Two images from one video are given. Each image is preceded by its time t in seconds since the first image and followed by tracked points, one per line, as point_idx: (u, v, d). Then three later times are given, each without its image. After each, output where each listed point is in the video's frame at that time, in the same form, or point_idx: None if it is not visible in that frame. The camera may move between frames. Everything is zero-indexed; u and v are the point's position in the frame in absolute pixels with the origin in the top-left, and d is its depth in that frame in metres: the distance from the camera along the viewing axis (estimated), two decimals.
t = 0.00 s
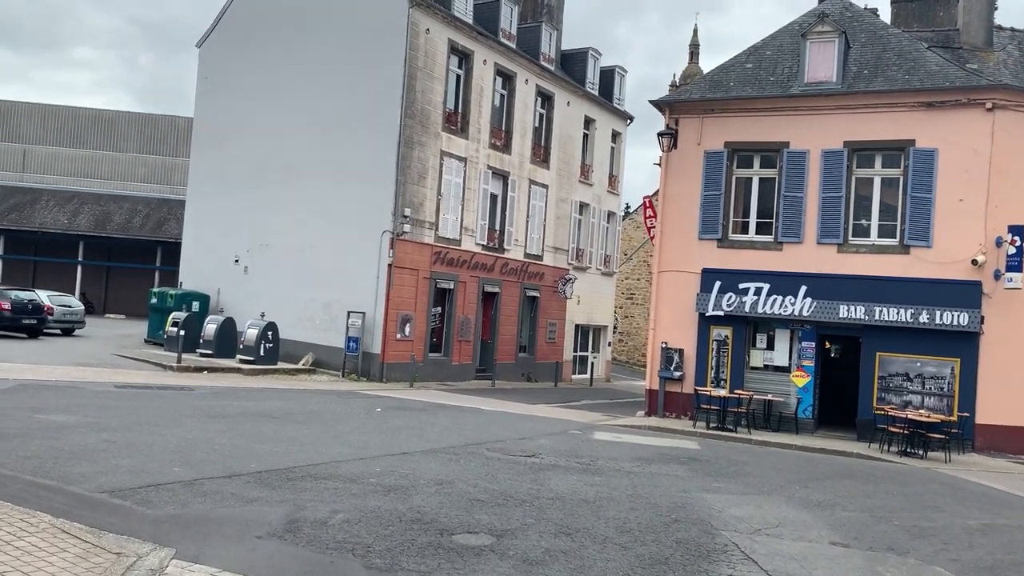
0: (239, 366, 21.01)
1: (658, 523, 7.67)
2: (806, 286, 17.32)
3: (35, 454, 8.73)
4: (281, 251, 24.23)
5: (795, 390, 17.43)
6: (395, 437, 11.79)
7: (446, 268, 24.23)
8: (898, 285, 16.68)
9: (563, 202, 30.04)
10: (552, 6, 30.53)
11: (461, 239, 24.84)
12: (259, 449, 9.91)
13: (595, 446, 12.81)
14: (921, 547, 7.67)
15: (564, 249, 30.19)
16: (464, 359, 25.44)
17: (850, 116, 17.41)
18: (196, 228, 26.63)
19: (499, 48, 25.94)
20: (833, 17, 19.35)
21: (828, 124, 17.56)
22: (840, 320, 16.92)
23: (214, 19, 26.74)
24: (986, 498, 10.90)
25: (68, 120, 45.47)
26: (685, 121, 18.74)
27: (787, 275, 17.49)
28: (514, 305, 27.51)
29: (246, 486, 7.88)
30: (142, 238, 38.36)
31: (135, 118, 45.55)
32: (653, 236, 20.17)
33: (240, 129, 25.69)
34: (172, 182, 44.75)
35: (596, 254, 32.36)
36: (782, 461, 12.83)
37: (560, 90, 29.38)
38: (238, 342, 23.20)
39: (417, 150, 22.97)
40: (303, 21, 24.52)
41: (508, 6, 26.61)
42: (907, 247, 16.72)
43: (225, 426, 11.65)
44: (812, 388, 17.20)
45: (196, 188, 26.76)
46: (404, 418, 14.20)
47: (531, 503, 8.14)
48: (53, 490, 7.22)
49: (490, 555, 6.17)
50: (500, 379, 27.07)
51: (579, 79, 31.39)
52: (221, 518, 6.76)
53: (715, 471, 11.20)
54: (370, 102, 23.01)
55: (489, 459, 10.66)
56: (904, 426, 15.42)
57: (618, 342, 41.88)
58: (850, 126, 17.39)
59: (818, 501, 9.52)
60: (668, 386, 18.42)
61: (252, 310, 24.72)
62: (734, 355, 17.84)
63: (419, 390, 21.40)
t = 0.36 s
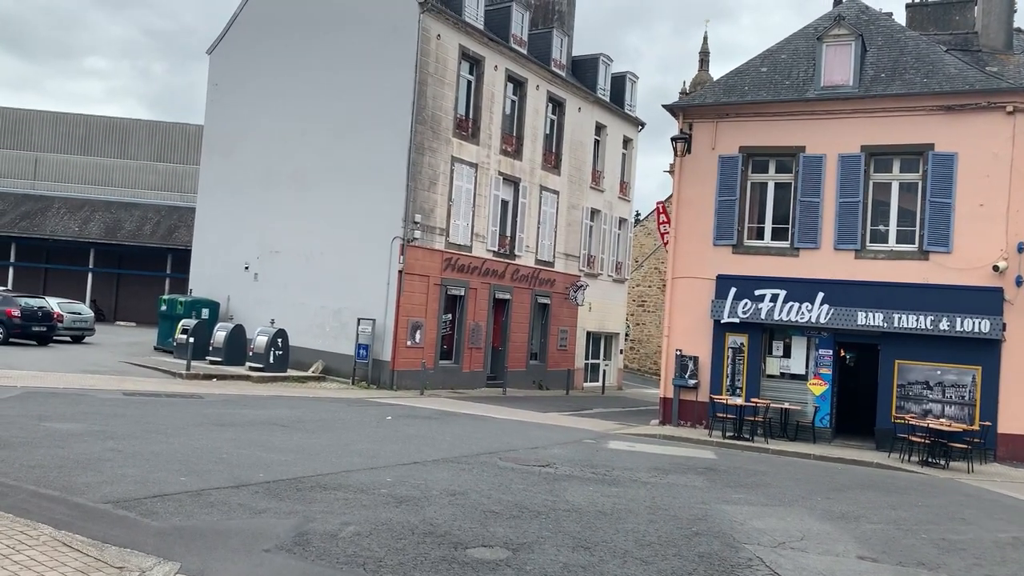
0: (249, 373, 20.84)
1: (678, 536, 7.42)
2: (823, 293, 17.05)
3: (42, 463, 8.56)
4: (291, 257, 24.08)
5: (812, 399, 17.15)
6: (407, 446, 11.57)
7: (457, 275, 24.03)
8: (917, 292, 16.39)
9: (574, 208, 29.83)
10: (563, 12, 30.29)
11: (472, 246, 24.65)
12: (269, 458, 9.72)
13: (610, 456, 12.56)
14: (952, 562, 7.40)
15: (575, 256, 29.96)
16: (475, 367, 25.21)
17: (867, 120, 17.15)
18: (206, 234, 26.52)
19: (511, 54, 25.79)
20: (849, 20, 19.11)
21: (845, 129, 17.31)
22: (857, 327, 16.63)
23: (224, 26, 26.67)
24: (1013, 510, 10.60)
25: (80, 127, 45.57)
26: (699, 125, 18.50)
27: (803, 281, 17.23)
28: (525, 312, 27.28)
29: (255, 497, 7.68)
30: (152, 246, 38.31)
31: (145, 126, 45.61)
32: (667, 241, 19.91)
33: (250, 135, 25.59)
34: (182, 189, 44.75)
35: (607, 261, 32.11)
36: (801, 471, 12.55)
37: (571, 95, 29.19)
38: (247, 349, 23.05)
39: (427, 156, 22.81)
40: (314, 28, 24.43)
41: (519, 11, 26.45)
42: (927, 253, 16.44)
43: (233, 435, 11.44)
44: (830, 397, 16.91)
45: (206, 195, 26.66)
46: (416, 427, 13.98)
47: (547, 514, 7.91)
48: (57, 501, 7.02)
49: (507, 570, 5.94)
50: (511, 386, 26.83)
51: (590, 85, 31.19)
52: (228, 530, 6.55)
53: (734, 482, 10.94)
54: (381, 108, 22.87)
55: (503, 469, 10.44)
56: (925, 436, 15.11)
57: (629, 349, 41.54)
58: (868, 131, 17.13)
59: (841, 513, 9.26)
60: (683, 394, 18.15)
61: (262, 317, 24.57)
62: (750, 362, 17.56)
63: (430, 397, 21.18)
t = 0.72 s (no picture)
0: (246, 376, 20.61)
1: (687, 544, 7.23)
2: (827, 293, 16.85)
3: (34, 469, 8.34)
4: (289, 259, 23.85)
5: (816, 400, 16.96)
6: (407, 451, 11.35)
7: (456, 277, 23.81)
8: (922, 292, 16.21)
9: (574, 209, 29.63)
10: (561, 11, 30.07)
11: (472, 247, 24.44)
12: (266, 464, 9.50)
13: (613, 460, 12.35)
14: (969, 569, 7.21)
15: (575, 257, 29.75)
16: (475, 369, 24.99)
17: (871, 118, 16.96)
18: (203, 237, 26.31)
19: (510, 53, 25.59)
20: (851, 18, 18.93)
21: (849, 127, 17.12)
22: (862, 328, 16.44)
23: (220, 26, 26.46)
24: None
25: (75, 129, 45.32)
26: (701, 125, 18.30)
27: (807, 282, 17.03)
28: (525, 313, 27.06)
29: (252, 504, 7.46)
30: (149, 248, 38.06)
31: (142, 128, 45.37)
32: (669, 242, 19.71)
33: (247, 136, 25.36)
34: (178, 191, 44.48)
35: (607, 262, 31.91)
36: (809, 475, 12.35)
37: (570, 95, 28.99)
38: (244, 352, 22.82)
39: (426, 157, 22.60)
40: (311, 27, 24.21)
41: (517, 10, 26.25)
42: (932, 253, 16.25)
43: (230, 440, 11.22)
44: (834, 398, 16.72)
45: (202, 197, 26.42)
46: (416, 430, 13.75)
47: (553, 521, 7.71)
48: (48, 509, 6.81)
49: None
50: (511, 388, 26.61)
51: (589, 85, 30.98)
52: (225, 539, 6.33)
53: (741, 486, 10.73)
54: (379, 108, 22.65)
55: (506, 473, 10.22)
56: (931, 438, 14.93)
57: (629, 351, 41.28)
58: (871, 129, 16.94)
59: (852, 518, 9.06)
60: (685, 396, 17.94)
61: (260, 319, 24.34)
62: (753, 364, 17.35)
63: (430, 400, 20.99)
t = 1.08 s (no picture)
0: (235, 373, 20.32)
1: (691, 545, 7.03)
2: (824, 287, 16.69)
3: (16, 471, 8.08)
4: (279, 255, 23.56)
5: (813, 396, 16.79)
6: (400, 450, 11.11)
7: (448, 272, 23.57)
8: (920, 286, 16.06)
9: (567, 204, 29.41)
10: (554, 4, 29.84)
11: (464, 242, 24.19)
12: (256, 464, 9.25)
13: (610, 458, 12.14)
14: (980, 570, 7.03)
15: (568, 252, 29.53)
16: (468, 366, 24.76)
17: (868, 111, 16.78)
18: (192, 232, 26.00)
19: (502, 46, 25.34)
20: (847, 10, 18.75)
21: (846, 120, 16.93)
22: (859, 323, 16.28)
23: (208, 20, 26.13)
24: None
25: (62, 124, 44.85)
26: (696, 118, 18.09)
27: (803, 276, 16.87)
28: (518, 309, 26.83)
29: (242, 507, 7.21)
30: (137, 245, 37.64)
31: (129, 123, 44.95)
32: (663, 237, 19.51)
33: (236, 130, 25.03)
34: (167, 187, 44.05)
35: (600, 257, 31.70)
36: (808, 472, 12.16)
37: (563, 89, 28.75)
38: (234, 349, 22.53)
39: (418, 151, 22.33)
40: (300, 20, 23.90)
41: (509, 3, 25.98)
42: (930, 247, 16.09)
43: (219, 439, 10.95)
44: (831, 394, 16.56)
45: (191, 192, 26.09)
46: (408, 429, 13.51)
47: (552, 523, 7.49)
48: (28, 514, 6.55)
49: None
50: (504, 385, 26.39)
51: (582, 79, 30.74)
52: (213, 544, 6.09)
53: (741, 484, 10.53)
54: (370, 101, 22.36)
55: (502, 472, 10.01)
56: (930, 433, 14.78)
57: (620, 346, 40.93)
58: (868, 121, 16.76)
59: (856, 517, 8.88)
60: (681, 392, 17.76)
61: (250, 316, 24.05)
62: (749, 359, 17.18)
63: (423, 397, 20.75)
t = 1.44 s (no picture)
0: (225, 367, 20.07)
1: (691, 543, 6.85)
2: (820, 281, 16.54)
3: None
4: (269, 247, 23.28)
5: (808, 390, 16.67)
6: (392, 445, 10.91)
7: (441, 265, 23.35)
8: (917, 280, 15.92)
9: (560, 197, 29.21)
10: None
11: (457, 235, 23.96)
12: (245, 459, 9.04)
13: (606, 453, 11.96)
14: (987, 568, 6.86)
15: (561, 245, 29.33)
16: (460, 359, 24.55)
17: (866, 102, 16.62)
18: (181, 224, 25.68)
19: (495, 37, 25.09)
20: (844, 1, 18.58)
21: (844, 112, 16.77)
22: (856, 316, 16.14)
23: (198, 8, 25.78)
24: None
25: (50, 115, 44.41)
26: (692, 109, 17.90)
27: (799, 269, 16.72)
28: (511, 302, 26.64)
29: (230, 504, 7.00)
30: (126, 237, 37.30)
31: (119, 114, 44.60)
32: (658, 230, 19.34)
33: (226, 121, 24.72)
34: (156, 178, 43.61)
35: (593, 251, 31.51)
36: (806, 467, 12.01)
37: (556, 81, 28.51)
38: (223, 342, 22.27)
39: (410, 142, 22.08)
40: (291, 8, 23.58)
41: None
42: (927, 240, 15.96)
43: (208, 434, 10.72)
44: (827, 388, 16.43)
45: (179, 183, 25.77)
46: (401, 423, 13.31)
47: (549, 520, 7.30)
48: (7, 511, 6.33)
49: None
50: (497, 379, 26.20)
51: (576, 70, 30.49)
52: (198, 544, 5.87)
53: (739, 480, 10.37)
54: (362, 92, 22.10)
55: (496, 468, 9.82)
56: (927, 428, 14.66)
57: (613, 340, 40.82)
58: (866, 113, 16.60)
59: (857, 514, 8.72)
60: (676, 386, 17.60)
61: (239, 308, 23.78)
62: (744, 353, 17.04)
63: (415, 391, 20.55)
